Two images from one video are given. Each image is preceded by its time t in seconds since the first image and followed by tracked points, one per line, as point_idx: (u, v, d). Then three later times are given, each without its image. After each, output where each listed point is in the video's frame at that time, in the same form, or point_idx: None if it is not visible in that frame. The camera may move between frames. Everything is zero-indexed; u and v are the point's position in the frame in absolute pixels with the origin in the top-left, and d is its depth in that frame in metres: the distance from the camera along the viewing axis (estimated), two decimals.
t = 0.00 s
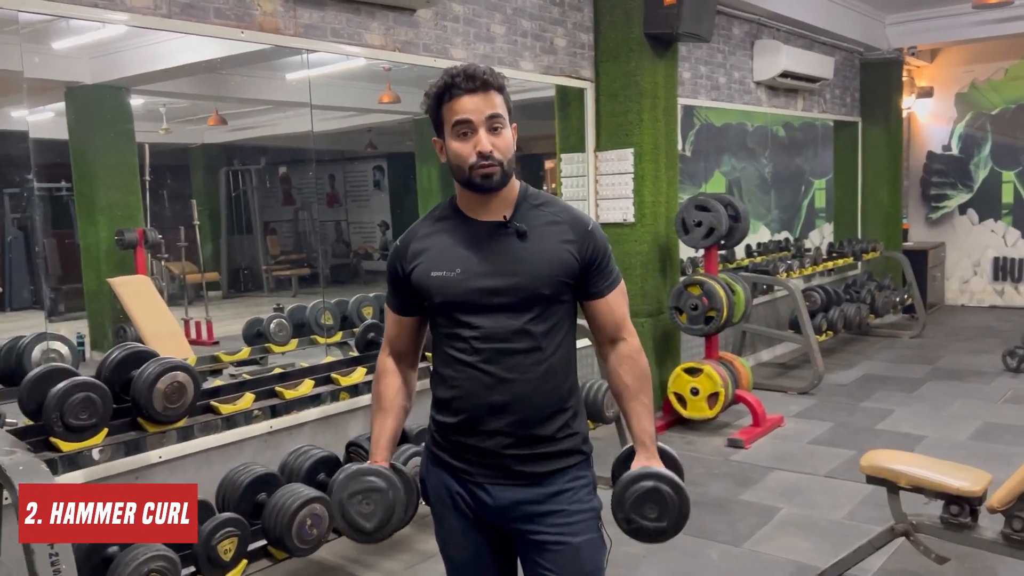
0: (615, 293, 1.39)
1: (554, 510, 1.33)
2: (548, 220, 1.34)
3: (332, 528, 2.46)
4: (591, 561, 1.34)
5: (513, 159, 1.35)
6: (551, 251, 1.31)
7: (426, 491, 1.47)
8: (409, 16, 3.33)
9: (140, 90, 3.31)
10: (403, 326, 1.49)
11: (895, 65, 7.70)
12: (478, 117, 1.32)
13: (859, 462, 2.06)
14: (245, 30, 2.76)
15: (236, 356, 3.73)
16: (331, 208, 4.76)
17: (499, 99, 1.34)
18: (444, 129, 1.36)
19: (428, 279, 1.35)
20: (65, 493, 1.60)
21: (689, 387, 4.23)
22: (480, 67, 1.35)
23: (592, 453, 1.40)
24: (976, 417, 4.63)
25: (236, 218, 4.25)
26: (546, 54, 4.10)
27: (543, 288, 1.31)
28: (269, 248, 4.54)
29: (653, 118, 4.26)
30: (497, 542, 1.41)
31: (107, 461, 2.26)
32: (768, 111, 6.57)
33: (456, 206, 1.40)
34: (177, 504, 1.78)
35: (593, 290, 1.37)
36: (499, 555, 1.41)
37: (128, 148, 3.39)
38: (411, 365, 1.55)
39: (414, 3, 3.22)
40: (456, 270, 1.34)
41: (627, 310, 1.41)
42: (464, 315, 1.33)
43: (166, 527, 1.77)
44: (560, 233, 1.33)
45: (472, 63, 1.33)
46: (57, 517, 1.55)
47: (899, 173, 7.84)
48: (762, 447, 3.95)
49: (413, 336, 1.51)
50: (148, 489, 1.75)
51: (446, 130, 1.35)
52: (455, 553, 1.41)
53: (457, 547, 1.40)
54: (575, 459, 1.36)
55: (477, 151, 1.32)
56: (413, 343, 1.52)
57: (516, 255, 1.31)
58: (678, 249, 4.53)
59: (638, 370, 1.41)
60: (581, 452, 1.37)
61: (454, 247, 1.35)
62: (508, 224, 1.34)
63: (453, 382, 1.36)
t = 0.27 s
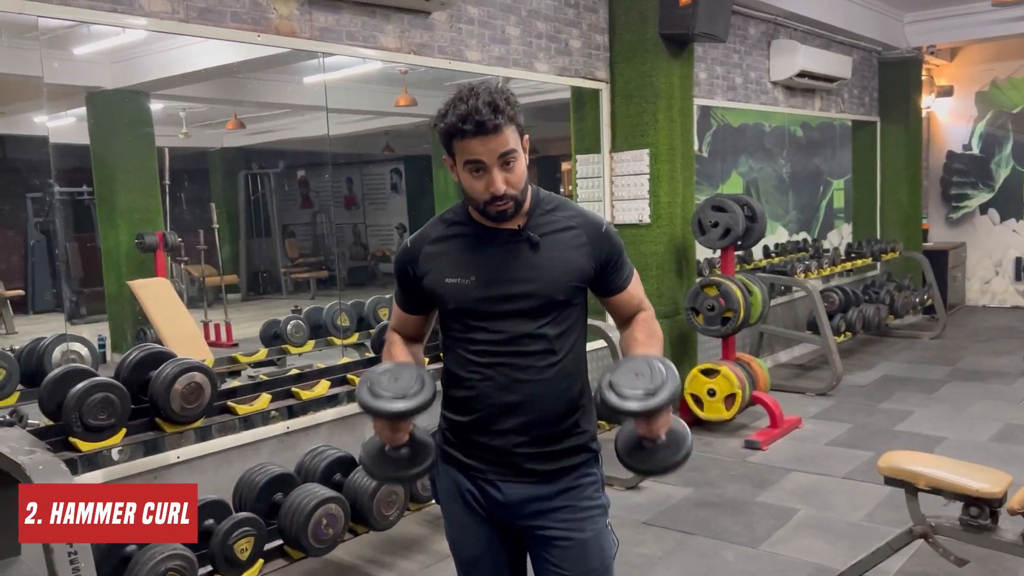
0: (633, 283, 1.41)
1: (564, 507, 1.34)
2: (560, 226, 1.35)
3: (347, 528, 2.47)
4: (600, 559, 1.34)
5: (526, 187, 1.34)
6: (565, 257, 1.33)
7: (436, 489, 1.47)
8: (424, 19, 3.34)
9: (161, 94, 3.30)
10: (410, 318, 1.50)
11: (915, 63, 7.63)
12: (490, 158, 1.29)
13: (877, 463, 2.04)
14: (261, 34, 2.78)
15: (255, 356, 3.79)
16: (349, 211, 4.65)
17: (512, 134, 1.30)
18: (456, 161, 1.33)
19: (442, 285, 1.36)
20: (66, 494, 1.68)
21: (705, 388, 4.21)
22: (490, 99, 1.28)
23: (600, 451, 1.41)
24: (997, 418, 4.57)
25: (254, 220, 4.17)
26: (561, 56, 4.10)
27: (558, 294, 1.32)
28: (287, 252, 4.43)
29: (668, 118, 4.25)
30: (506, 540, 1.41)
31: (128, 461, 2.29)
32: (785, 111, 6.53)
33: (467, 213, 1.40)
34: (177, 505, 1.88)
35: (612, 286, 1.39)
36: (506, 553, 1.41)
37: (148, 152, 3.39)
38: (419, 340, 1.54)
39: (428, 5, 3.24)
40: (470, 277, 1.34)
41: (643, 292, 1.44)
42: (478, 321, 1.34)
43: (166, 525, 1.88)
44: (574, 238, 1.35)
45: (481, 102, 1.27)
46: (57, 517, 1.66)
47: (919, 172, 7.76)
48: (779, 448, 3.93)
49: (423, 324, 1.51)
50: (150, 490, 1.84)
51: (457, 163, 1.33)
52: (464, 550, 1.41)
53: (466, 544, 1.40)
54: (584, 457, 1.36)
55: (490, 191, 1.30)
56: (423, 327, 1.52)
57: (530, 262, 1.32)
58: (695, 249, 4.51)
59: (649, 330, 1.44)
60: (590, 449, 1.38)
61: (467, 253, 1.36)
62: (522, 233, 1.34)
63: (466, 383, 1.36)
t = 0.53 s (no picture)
0: (640, 284, 1.41)
1: (570, 506, 1.33)
2: (566, 226, 1.35)
3: (355, 530, 2.47)
4: (605, 558, 1.33)
5: (529, 179, 1.33)
6: (571, 257, 1.33)
7: (442, 487, 1.46)
8: (433, 22, 3.34)
9: (176, 100, 3.31)
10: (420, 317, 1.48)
11: (930, 64, 7.57)
12: (493, 140, 1.29)
13: (889, 465, 2.02)
14: (270, 38, 2.80)
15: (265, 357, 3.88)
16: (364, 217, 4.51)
17: (517, 121, 1.31)
18: (461, 145, 1.34)
19: (449, 283, 1.36)
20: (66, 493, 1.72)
21: (718, 391, 4.18)
22: (496, 85, 1.31)
23: (607, 450, 1.40)
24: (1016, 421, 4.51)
25: (270, 225, 4.00)
26: (571, 58, 4.10)
27: (564, 293, 1.31)
28: (302, 257, 4.26)
29: (680, 120, 4.23)
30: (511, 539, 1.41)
31: (139, 462, 2.32)
32: (799, 112, 6.50)
33: (476, 211, 1.40)
34: (178, 505, 1.92)
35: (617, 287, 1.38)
36: (510, 552, 1.41)
37: (163, 157, 3.32)
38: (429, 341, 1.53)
39: (438, 8, 3.25)
40: (477, 276, 1.34)
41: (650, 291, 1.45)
42: (485, 319, 1.34)
43: (166, 525, 1.91)
44: (581, 238, 1.34)
45: (489, 84, 1.30)
46: (56, 516, 1.69)
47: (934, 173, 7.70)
48: (792, 451, 3.90)
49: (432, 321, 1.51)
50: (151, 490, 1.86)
51: (462, 147, 1.34)
52: (469, 548, 1.40)
53: (471, 542, 1.40)
54: (591, 456, 1.35)
55: (491, 176, 1.30)
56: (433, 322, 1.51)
57: (536, 260, 1.32)
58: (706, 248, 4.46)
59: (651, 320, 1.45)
60: (598, 448, 1.37)
61: (474, 251, 1.36)
62: (528, 230, 1.34)
63: (472, 382, 1.36)
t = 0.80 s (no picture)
0: (629, 280, 1.41)
1: (562, 504, 1.32)
2: (551, 223, 1.35)
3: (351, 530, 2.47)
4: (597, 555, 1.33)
5: (518, 187, 1.33)
6: (557, 253, 1.32)
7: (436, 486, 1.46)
8: (432, 24, 3.35)
9: (183, 106, 3.45)
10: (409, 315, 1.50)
11: (938, 64, 7.53)
12: (483, 155, 1.28)
13: (888, 466, 2.00)
14: (268, 41, 2.80)
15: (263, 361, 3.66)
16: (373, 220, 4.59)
17: (507, 133, 1.29)
18: (450, 154, 1.32)
19: (437, 281, 1.37)
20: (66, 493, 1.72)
21: (721, 393, 4.17)
22: (486, 98, 1.27)
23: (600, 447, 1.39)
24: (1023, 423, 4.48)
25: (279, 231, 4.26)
26: (573, 60, 4.10)
27: (550, 289, 1.31)
28: (312, 261, 4.42)
29: (682, 120, 4.23)
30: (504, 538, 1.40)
31: (139, 463, 2.33)
32: (805, 113, 6.48)
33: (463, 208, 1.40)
34: (177, 505, 1.93)
35: (605, 283, 1.38)
36: (504, 551, 1.40)
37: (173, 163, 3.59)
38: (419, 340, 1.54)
39: (437, 11, 3.26)
40: (463, 273, 1.35)
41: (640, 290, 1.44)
42: (474, 317, 1.35)
43: (166, 525, 1.92)
44: (567, 234, 1.34)
45: (479, 97, 1.26)
46: (56, 516, 1.69)
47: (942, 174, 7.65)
48: (796, 453, 3.88)
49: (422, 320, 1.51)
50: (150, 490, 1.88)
51: (451, 156, 1.32)
52: (461, 547, 1.40)
53: (463, 542, 1.39)
54: (582, 452, 1.35)
55: (480, 188, 1.30)
56: (424, 321, 1.51)
57: (522, 258, 1.32)
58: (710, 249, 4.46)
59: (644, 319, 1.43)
60: (590, 444, 1.37)
61: (461, 249, 1.36)
62: (514, 228, 1.34)
63: (463, 380, 1.36)
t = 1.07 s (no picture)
0: (625, 279, 1.41)
1: (562, 509, 1.33)
2: (545, 229, 1.34)
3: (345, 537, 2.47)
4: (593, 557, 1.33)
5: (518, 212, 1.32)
6: (551, 260, 1.32)
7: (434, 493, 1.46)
8: (431, 31, 3.36)
9: (189, 111, 3.52)
10: (400, 316, 1.50)
11: (944, 67, 7.51)
12: (489, 203, 1.26)
13: (885, 473, 2.00)
14: (266, 48, 2.82)
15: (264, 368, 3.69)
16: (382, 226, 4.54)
17: (511, 173, 1.26)
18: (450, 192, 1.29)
19: (429, 290, 1.36)
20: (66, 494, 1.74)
21: (723, 398, 4.16)
22: (487, 144, 1.22)
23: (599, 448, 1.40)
24: None
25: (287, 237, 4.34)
26: (573, 65, 4.11)
27: (545, 297, 1.31)
28: (319, 265, 4.52)
29: (683, 125, 4.22)
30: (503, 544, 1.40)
31: (137, 469, 2.35)
32: (809, 117, 6.47)
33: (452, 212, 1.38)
34: (177, 504, 1.89)
35: (602, 283, 1.39)
36: (504, 555, 1.40)
37: (179, 167, 3.64)
38: (405, 340, 1.55)
39: (436, 17, 3.28)
40: (456, 281, 1.34)
41: (639, 289, 1.43)
42: (468, 325, 1.34)
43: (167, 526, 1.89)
44: (561, 241, 1.34)
45: (484, 148, 1.21)
46: (56, 516, 1.70)
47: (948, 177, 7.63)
48: (798, 459, 3.87)
49: (411, 323, 1.52)
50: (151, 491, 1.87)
51: (453, 197, 1.29)
52: (459, 553, 1.40)
53: (459, 548, 1.39)
54: (579, 455, 1.35)
55: (485, 226, 1.29)
56: (410, 325, 1.52)
57: (516, 265, 1.32)
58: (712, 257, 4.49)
59: (646, 331, 1.42)
60: (588, 446, 1.37)
61: (453, 257, 1.35)
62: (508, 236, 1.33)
63: (458, 388, 1.36)
